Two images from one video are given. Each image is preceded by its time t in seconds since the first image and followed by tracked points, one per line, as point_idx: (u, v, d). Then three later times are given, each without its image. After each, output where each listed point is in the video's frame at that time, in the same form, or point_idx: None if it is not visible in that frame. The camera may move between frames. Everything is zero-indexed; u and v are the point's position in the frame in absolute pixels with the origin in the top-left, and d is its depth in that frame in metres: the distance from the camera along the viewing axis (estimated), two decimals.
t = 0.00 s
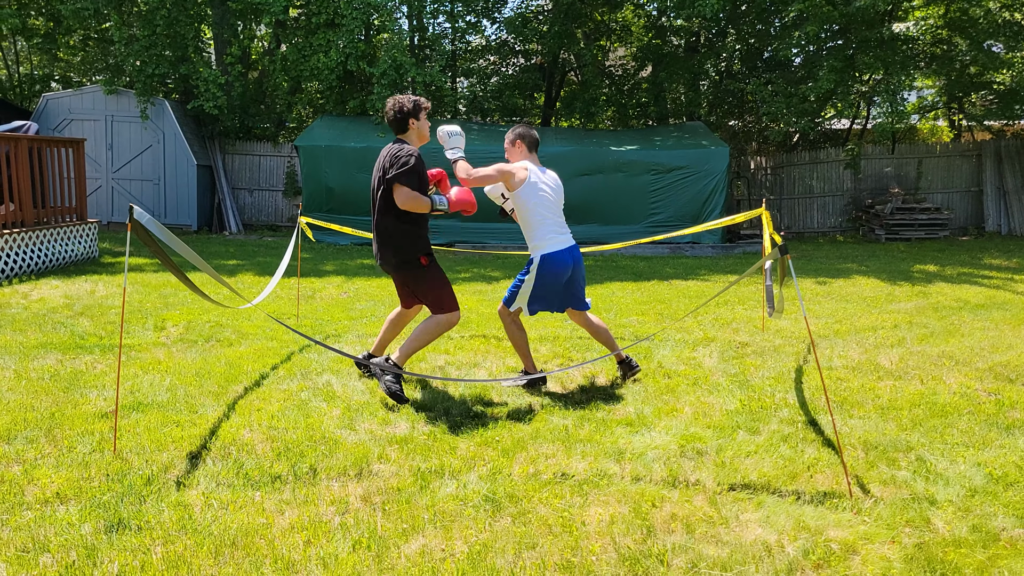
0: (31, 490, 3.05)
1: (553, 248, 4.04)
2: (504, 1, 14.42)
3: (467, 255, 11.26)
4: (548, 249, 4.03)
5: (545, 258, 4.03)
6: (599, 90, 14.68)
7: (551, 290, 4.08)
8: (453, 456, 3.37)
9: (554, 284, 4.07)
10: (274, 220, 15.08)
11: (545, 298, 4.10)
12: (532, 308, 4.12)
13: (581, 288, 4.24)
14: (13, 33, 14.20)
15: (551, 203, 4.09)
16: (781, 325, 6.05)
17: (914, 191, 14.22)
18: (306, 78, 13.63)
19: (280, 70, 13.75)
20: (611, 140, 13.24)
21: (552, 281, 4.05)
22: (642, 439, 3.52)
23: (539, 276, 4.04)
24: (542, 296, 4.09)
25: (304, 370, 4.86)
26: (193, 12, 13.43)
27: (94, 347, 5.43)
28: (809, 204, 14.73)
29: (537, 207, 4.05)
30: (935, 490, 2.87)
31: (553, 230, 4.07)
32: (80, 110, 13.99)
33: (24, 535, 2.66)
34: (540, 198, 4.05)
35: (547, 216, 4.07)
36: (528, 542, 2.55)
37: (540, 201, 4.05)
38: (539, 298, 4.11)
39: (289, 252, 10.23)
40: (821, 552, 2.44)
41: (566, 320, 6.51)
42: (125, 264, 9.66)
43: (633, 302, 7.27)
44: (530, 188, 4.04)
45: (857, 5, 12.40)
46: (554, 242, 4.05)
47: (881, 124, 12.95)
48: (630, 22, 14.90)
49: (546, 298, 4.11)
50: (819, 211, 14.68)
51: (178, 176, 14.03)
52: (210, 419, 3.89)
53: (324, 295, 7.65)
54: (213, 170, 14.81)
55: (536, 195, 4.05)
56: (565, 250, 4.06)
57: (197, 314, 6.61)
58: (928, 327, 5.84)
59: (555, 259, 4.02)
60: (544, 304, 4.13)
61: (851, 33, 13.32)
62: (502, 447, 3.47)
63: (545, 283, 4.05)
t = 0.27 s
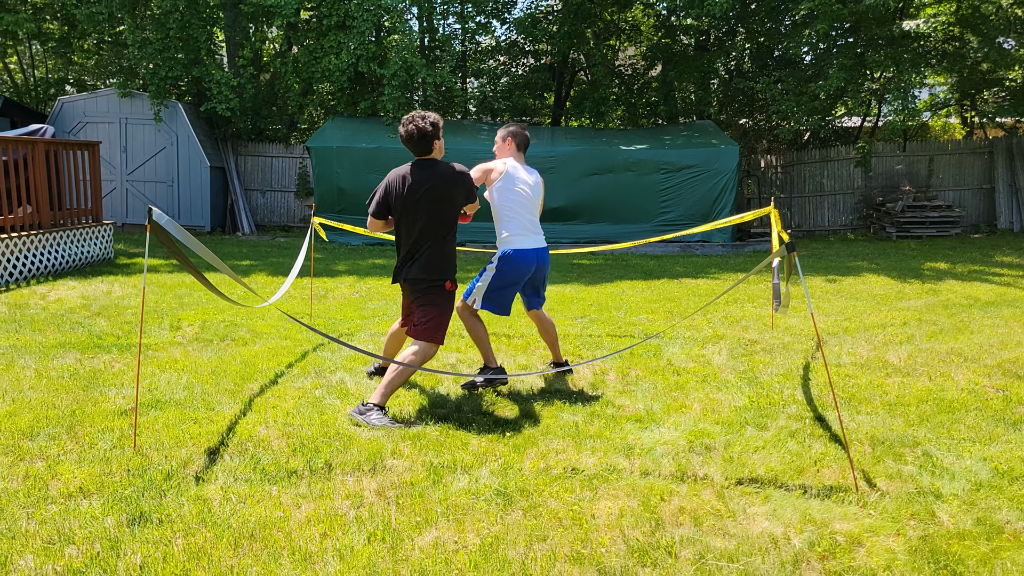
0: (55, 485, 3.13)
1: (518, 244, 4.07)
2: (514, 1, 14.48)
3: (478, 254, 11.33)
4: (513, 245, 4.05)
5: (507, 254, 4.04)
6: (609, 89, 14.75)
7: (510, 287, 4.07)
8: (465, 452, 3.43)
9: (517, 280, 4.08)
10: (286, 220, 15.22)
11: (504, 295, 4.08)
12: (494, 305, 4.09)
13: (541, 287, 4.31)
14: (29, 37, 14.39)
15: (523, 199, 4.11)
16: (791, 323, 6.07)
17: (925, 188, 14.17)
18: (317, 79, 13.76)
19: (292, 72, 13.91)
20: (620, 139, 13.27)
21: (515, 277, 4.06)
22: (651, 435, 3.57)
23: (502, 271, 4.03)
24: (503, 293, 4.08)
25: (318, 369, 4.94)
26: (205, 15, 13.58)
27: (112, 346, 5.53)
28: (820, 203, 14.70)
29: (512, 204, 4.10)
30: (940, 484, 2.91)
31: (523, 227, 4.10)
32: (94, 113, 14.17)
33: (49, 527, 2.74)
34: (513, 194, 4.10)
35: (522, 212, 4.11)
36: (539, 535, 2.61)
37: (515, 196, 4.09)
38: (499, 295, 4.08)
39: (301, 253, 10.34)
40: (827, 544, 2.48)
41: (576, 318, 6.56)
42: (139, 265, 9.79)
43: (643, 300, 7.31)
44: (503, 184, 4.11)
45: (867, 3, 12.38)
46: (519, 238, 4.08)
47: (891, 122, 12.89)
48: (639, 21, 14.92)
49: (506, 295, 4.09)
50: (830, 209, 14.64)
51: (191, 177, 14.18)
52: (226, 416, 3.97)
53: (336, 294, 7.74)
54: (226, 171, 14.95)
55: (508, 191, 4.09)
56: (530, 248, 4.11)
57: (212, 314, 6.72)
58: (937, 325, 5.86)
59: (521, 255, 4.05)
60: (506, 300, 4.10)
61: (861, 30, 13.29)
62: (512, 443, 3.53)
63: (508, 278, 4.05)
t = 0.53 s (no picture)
0: (71, 485, 3.21)
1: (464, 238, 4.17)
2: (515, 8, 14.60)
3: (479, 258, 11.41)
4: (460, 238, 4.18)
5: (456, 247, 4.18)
6: (609, 94, 14.87)
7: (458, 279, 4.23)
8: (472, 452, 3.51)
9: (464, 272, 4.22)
10: (289, 225, 15.32)
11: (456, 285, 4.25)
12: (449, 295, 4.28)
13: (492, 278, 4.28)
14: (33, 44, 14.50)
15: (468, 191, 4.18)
16: (790, 326, 6.15)
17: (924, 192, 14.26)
18: (320, 85, 13.87)
19: (295, 78, 14.04)
20: (621, 144, 13.37)
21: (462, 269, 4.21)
22: (653, 435, 3.65)
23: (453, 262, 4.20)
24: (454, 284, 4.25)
25: (324, 372, 5.02)
26: (209, 22, 13.70)
27: (120, 351, 5.61)
28: (819, 206, 14.79)
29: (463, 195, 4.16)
30: (936, 482, 2.99)
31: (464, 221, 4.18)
32: (98, 119, 14.27)
33: (68, 525, 2.81)
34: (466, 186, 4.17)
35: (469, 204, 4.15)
36: (545, 532, 2.69)
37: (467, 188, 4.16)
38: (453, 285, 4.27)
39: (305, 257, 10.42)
40: (824, 539, 2.56)
41: (578, 321, 6.64)
42: (144, 269, 9.87)
43: (644, 303, 7.39)
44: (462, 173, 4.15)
45: (865, 9, 12.48)
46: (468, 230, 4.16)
47: (890, 126, 12.96)
48: (639, 27, 15.03)
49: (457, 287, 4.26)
50: (829, 213, 14.73)
51: (195, 182, 14.27)
52: (236, 418, 4.05)
53: (340, 298, 7.83)
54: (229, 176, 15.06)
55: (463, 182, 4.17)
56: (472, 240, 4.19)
57: (218, 318, 6.80)
58: (935, 327, 5.94)
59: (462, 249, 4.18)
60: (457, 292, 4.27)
61: (860, 35, 13.39)
62: (518, 443, 3.60)
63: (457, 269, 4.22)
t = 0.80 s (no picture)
0: (85, 479, 3.29)
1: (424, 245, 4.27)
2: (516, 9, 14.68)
3: (481, 259, 11.48)
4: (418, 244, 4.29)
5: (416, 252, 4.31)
6: (609, 95, 14.97)
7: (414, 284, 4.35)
8: (476, 447, 3.59)
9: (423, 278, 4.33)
10: (291, 226, 15.41)
11: (415, 291, 4.37)
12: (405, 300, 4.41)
13: (460, 285, 4.36)
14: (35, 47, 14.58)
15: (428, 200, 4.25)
16: (789, 324, 6.23)
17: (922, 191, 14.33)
18: (322, 86, 13.94)
19: (297, 79, 14.11)
20: (621, 144, 13.45)
21: (421, 274, 4.32)
22: (653, 431, 3.73)
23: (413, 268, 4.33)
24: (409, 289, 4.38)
25: (330, 370, 5.10)
26: (210, 24, 13.78)
27: (128, 350, 5.69)
28: (818, 206, 14.86)
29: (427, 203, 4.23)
30: (928, 475, 3.07)
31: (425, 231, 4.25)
32: (101, 121, 14.35)
33: (84, 518, 2.89)
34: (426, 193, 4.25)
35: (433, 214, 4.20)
36: (548, 523, 2.77)
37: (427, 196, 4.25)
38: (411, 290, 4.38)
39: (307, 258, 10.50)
40: (819, 529, 2.64)
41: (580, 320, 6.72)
42: (148, 270, 9.96)
43: (644, 303, 7.47)
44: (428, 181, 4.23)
45: (863, 10, 12.54)
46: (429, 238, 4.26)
47: (889, 126, 12.98)
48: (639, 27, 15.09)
49: (415, 292, 4.37)
50: (828, 213, 14.81)
51: (197, 184, 14.36)
52: (244, 415, 4.13)
53: (344, 298, 7.91)
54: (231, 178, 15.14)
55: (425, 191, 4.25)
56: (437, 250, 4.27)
57: (223, 318, 6.88)
58: (931, 325, 6.03)
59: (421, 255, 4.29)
60: (415, 298, 4.39)
61: (858, 36, 13.46)
62: (520, 438, 3.69)
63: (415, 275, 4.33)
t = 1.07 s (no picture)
0: (87, 477, 3.34)
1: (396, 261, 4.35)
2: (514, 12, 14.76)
3: (480, 260, 11.54)
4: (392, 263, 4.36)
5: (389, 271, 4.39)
6: (608, 97, 15.02)
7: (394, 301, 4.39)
8: (472, 445, 3.64)
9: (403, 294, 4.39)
10: (291, 228, 15.46)
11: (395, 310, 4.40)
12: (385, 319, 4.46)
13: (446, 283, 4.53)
14: (36, 50, 14.65)
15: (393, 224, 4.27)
16: (784, 324, 6.28)
17: (920, 192, 14.38)
18: (321, 89, 13.99)
19: (296, 82, 14.10)
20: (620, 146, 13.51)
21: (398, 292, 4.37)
22: (647, 429, 3.78)
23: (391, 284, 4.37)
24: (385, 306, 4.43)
25: (328, 370, 5.16)
26: (210, 27, 13.85)
27: (129, 351, 5.75)
28: (816, 207, 14.91)
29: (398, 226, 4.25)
30: (916, 471, 3.12)
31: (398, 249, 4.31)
32: (102, 124, 14.43)
33: (86, 514, 2.94)
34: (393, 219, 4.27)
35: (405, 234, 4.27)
36: (541, 518, 2.82)
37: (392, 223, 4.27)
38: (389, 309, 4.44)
39: (307, 260, 10.55)
40: (807, 524, 2.68)
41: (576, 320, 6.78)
42: (149, 272, 10.01)
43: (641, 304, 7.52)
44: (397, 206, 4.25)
45: (860, 12, 12.59)
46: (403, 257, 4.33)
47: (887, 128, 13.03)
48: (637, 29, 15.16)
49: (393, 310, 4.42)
50: (826, 214, 14.86)
51: (198, 186, 14.42)
52: (244, 415, 4.18)
53: (343, 299, 7.97)
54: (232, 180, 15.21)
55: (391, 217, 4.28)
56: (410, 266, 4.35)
57: (224, 319, 6.94)
58: (925, 325, 6.07)
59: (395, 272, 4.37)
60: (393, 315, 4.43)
61: (856, 38, 13.51)
62: (516, 436, 3.73)
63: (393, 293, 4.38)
